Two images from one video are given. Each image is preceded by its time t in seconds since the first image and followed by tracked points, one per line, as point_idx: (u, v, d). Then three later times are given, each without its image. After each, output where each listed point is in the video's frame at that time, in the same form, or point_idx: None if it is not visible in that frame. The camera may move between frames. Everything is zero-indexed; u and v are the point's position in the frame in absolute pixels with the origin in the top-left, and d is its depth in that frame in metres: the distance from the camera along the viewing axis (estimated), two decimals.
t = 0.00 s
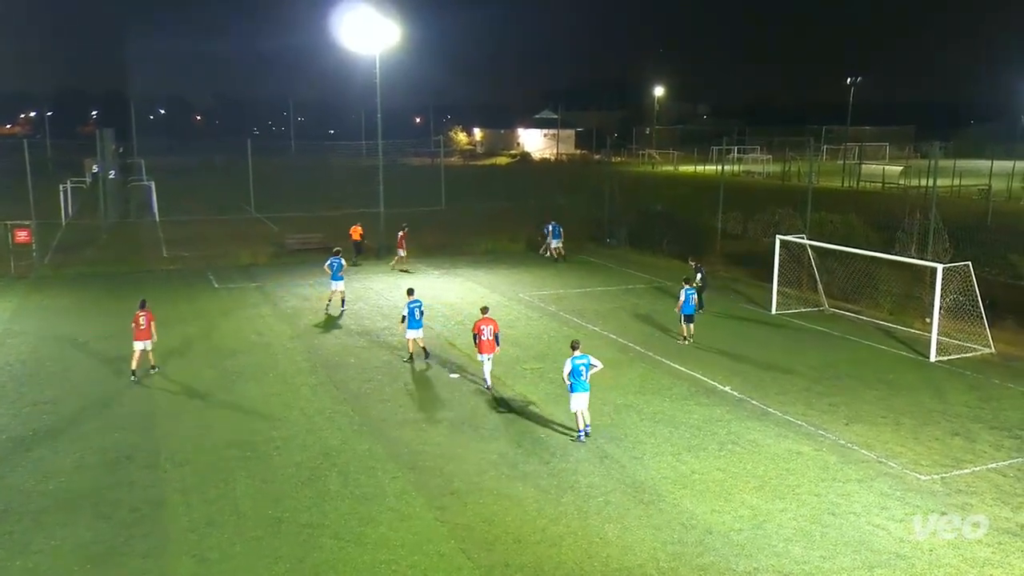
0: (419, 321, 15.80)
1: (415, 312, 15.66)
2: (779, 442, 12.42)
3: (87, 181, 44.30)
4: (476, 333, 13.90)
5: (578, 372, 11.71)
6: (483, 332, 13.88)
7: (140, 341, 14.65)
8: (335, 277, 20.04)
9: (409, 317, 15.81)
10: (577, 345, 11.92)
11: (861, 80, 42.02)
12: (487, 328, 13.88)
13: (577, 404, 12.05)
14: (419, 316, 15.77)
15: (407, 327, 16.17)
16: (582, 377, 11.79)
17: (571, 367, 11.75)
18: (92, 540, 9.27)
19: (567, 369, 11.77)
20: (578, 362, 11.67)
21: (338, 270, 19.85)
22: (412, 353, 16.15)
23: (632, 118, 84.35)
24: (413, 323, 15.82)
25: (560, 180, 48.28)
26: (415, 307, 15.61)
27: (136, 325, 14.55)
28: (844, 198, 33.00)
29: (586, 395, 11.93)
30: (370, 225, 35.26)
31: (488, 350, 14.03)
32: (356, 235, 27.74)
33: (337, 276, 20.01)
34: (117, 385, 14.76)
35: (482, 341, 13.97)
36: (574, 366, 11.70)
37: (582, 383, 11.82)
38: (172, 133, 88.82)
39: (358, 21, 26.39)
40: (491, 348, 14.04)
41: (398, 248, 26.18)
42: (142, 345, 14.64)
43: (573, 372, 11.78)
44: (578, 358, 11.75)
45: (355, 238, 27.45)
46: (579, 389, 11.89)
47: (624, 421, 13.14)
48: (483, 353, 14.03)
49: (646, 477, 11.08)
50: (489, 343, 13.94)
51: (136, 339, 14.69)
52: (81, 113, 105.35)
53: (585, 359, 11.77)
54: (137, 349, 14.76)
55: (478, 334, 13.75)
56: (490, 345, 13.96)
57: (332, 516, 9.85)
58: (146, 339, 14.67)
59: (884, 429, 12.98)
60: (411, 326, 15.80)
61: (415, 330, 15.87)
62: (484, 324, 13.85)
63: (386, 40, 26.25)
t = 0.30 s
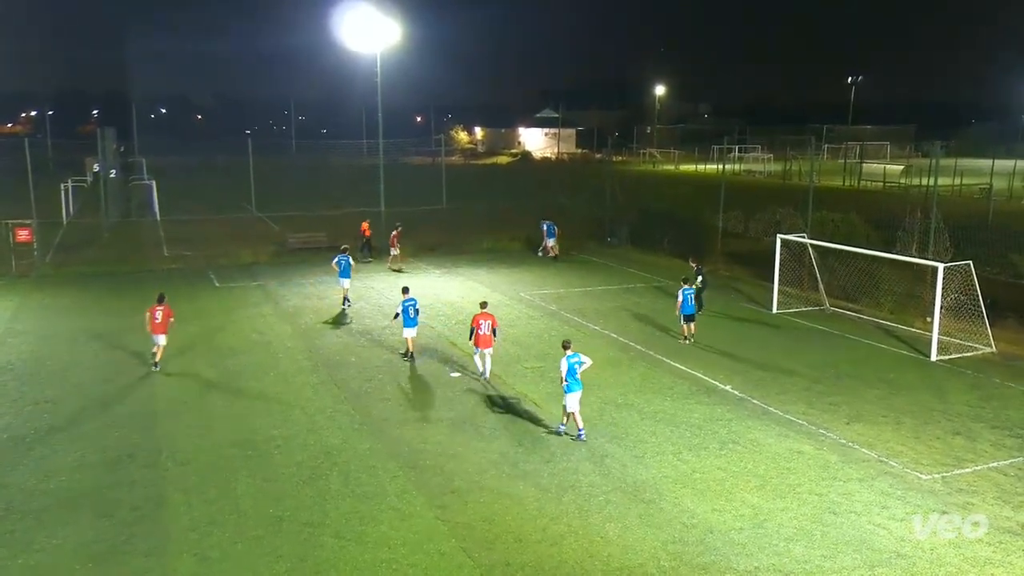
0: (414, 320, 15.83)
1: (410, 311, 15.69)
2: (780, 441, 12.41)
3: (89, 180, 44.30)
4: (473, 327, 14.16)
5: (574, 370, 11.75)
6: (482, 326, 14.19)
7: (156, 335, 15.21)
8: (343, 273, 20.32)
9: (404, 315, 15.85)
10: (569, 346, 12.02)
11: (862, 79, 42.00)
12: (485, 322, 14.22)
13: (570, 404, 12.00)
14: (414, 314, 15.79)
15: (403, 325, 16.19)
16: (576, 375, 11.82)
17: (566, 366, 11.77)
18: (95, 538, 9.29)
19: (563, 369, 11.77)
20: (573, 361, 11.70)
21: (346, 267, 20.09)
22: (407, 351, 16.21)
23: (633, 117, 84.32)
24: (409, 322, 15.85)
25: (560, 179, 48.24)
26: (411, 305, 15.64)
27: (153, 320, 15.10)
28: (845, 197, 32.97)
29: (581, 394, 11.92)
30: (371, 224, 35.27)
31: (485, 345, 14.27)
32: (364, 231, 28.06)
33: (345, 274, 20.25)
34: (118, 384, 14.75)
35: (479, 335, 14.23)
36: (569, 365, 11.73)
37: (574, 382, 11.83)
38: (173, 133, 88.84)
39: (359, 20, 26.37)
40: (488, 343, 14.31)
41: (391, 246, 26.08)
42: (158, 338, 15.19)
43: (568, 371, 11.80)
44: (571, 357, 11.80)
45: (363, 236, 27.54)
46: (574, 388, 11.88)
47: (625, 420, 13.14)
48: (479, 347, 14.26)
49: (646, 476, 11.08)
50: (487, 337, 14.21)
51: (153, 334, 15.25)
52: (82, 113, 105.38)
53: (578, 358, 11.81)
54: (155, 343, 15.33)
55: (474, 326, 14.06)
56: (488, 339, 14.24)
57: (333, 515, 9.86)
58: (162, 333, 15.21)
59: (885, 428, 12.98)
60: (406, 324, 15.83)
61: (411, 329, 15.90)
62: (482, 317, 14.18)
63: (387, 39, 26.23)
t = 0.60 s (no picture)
0: (409, 317, 15.95)
1: (404, 308, 15.80)
2: (781, 440, 12.41)
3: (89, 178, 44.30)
4: (468, 324, 14.57)
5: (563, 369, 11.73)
6: (476, 323, 14.56)
7: (175, 327, 15.70)
8: (350, 271, 20.55)
9: (399, 313, 15.95)
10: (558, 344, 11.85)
11: (862, 78, 41.96)
12: (479, 319, 14.55)
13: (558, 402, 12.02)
14: (409, 312, 15.91)
15: (398, 322, 16.31)
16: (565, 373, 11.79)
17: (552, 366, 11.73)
18: (97, 537, 9.31)
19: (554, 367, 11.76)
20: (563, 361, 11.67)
21: (352, 264, 20.34)
22: (403, 348, 16.32)
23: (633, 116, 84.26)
24: (403, 319, 15.95)
25: (561, 178, 48.18)
26: (405, 302, 15.75)
27: (172, 312, 15.57)
28: (846, 195, 32.94)
29: (569, 391, 11.92)
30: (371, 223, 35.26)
31: (480, 342, 14.66)
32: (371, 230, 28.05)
33: (352, 271, 20.50)
34: (119, 383, 14.74)
35: (474, 332, 14.63)
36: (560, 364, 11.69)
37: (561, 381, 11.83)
38: (173, 131, 88.85)
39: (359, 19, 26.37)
40: (483, 339, 14.69)
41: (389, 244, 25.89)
42: (176, 330, 15.68)
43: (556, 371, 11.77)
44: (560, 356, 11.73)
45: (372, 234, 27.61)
46: (563, 386, 11.88)
47: (626, 419, 13.14)
48: (475, 344, 14.65)
49: (646, 475, 11.07)
50: (482, 334, 14.57)
51: (172, 325, 15.73)
52: (83, 111, 105.37)
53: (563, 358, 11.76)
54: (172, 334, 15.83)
55: (468, 324, 14.43)
56: (483, 336, 14.61)
57: (334, 513, 9.87)
58: (180, 325, 15.70)
59: (886, 427, 12.97)
60: (401, 321, 15.94)
61: (405, 326, 16.01)
62: (475, 315, 14.52)
63: (387, 38, 26.23)
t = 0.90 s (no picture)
0: (405, 314, 15.97)
1: (400, 305, 15.82)
2: (782, 439, 12.40)
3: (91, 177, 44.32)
4: (460, 319, 14.67)
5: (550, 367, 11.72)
6: (468, 317, 14.65)
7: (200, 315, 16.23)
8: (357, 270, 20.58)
9: (394, 310, 15.98)
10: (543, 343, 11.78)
11: (865, 76, 41.91)
12: (470, 314, 14.65)
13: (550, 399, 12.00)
14: (404, 309, 15.94)
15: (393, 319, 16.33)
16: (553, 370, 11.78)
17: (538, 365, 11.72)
18: (99, 535, 9.33)
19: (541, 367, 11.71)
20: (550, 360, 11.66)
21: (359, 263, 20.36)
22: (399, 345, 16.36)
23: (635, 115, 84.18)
24: (398, 316, 15.98)
25: (563, 176, 48.15)
26: (400, 299, 15.75)
27: (195, 302, 16.11)
28: (848, 194, 32.92)
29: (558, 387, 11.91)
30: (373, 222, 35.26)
31: (472, 335, 14.80)
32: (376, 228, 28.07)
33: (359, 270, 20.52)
34: (121, 381, 14.78)
35: (465, 326, 14.72)
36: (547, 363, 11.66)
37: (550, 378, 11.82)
38: (175, 130, 88.84)
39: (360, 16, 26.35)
40: (474, 333, 14.79)
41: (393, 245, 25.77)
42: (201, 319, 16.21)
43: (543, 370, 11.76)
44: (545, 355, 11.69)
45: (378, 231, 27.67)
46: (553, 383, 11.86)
47: (628, 417, 13.14)
48: (468, 338, 14.80)
49: (648, 474, 11.08)
50: (473, 328, 14.68)
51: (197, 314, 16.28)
52: (85, 109, 105.40)
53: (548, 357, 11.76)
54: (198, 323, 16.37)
55: (459, 319, 14.54)
56: (474, 330, 14.72)
57: (336, 512, 9.87)
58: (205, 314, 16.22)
59: (887, 426, 12.96)
60: (396, 318, 15.96)
61: (400, 323, 16.02)
62: (467, 309, 14.63)
63: (389, 35, 26.20)
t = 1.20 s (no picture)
0: (396, 313, 15.97)
1: (391, 304, 15.81)
2: (784, 437, 12.39)
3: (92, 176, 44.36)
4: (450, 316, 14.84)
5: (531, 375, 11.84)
6: (458, 314, 14.83)
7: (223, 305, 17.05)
8: (355, 269, 20.63)
9: (385, 309, 15.96)
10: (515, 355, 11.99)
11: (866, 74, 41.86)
12: (460, 311, 14.84)
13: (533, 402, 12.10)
14: (396, 308, 15.93)
15: (383, 318, 16.30)
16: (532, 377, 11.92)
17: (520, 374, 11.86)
18: (100, 533, 9.34)
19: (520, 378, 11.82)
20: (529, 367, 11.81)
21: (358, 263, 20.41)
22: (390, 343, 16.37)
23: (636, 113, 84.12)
24: (389, 315, 15.95)
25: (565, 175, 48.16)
26: (391, 298, 15.73)
27: (220, 292, 16.94)
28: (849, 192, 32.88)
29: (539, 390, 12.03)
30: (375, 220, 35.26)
31: (462, 332, 14.96)
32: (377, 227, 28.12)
33: (359, 270, 20.56)
34: (122, 380, 14.78)
35: (455, 323, 14.90)
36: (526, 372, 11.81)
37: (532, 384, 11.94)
38: (177, 128, 88.90)
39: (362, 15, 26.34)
40: (463, 330, 14.97)
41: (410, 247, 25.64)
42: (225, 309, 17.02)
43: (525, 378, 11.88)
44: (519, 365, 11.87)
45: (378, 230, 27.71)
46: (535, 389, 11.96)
47: (629, 416, 13.14)
48: (458, 335, 14.96)
49: (649, 472, 11.08)
50: (463, 325, 14.85)
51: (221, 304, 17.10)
52: (87, 108, 105.46)
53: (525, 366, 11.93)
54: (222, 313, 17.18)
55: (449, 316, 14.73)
56: (464, 326, 14.90)
57: (338, 510, 9.89)
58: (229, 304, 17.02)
59: (889, 424, 12.95)
60: (388, 317, 15.93)
61: (392, 322, 16.02)
62: (456, 307, 14.80)
63: (391, 34, 26.19)
